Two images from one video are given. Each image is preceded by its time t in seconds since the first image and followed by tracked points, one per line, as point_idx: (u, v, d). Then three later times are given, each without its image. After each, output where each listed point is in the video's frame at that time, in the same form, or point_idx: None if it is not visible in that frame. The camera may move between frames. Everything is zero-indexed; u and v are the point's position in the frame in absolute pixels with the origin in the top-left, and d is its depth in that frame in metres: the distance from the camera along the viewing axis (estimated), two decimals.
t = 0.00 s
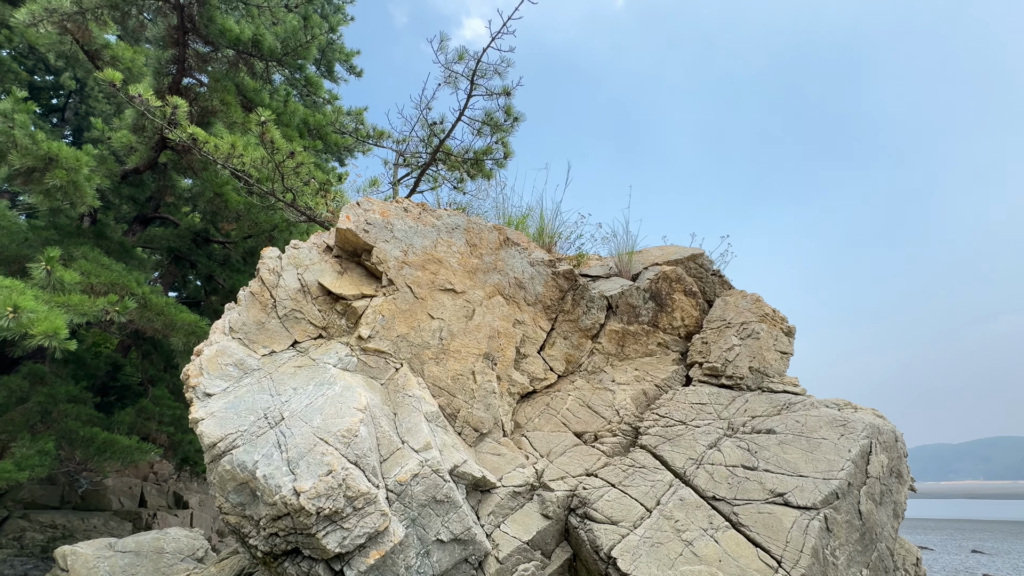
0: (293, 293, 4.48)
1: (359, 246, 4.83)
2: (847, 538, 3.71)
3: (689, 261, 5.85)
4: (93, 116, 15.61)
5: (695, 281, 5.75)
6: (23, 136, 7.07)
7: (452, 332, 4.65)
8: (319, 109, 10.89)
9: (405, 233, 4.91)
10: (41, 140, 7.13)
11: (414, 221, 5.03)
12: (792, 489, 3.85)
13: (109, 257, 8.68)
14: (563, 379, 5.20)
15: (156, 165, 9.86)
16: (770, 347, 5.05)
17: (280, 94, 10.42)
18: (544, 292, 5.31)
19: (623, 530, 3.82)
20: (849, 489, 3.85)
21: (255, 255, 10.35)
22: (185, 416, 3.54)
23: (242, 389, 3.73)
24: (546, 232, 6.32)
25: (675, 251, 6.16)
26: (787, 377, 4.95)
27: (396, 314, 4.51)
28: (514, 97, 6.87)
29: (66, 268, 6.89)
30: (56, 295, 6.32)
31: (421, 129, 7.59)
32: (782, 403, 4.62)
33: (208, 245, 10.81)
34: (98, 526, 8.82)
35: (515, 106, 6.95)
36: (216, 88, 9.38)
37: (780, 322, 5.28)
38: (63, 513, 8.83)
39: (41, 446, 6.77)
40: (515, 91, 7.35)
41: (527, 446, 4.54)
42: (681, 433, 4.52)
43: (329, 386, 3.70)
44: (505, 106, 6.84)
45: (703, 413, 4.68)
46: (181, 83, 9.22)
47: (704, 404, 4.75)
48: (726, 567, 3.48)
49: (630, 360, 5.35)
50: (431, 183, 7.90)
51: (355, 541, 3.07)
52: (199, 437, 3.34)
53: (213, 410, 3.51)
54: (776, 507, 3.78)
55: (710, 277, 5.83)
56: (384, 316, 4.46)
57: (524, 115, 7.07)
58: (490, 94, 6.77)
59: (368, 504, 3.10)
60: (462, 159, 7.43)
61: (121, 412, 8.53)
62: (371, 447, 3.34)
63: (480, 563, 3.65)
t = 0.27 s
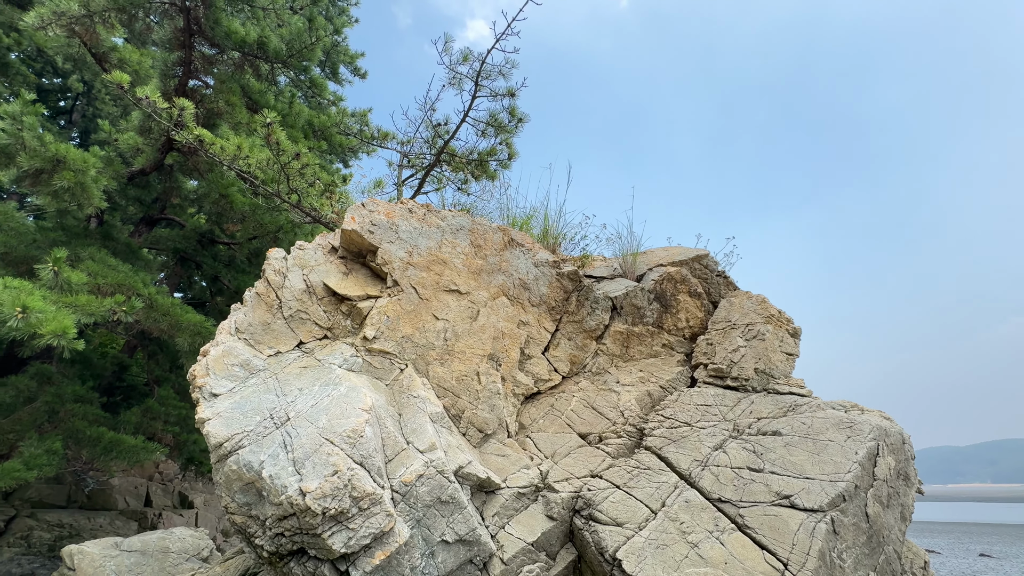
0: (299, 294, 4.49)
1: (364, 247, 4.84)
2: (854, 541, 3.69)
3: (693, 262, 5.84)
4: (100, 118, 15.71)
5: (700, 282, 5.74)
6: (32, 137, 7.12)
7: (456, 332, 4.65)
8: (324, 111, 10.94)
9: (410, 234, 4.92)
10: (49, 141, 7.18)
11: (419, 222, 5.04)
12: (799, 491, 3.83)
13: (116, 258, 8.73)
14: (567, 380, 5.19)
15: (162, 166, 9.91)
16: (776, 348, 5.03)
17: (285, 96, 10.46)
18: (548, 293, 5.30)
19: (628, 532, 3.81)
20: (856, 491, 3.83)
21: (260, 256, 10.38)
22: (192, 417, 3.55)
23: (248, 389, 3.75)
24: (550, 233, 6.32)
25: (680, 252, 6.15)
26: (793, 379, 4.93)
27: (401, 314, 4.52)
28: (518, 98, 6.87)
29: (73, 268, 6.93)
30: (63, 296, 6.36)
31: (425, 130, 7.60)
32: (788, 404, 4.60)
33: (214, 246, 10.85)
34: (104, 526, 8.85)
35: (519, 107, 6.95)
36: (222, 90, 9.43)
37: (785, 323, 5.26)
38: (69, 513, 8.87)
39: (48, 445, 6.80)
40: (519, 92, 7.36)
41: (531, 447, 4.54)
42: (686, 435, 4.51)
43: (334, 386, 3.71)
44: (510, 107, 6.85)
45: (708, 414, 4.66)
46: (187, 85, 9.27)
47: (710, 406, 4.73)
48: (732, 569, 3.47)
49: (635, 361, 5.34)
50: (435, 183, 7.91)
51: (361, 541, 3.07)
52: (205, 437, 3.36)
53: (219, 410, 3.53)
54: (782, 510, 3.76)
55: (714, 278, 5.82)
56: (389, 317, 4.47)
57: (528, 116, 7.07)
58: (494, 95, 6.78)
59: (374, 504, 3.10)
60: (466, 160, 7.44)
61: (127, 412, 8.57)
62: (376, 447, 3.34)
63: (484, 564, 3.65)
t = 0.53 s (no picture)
0: (303, 293, 4.51)
1: (368, 247, 4.86)
2: (859, 541, 3.68)
3: (697, 261, 5.83)
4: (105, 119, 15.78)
5: (703, 281, 5.73)
6: (38, 138, 7.16)
7: (460, 332, 4.66)
8: (327, 111, 10.97)
9: (413, 234, 4.93)
10: (55, 142, 7.22)
11: (422, 221, 5.05)
12: (803, 490, 3.83)
13: (122, 258, 8.77)
14: (571, 380, 5.20)
15: (167, 167, 9.95)
16: (780, 347, 5.02)
17: (288, 96, 10.49)
18: (552, 292, 5.31)
19: (632, 531, 3.81)
20: (861, 491, 3.82)
21: (264, 255, 10.42)
22: (197, 415, 3.57)
23: (254, 388, 3.77)
24: (553, 233, 6.32)
25: (683, 251, 6.15)
26: (797, 378, 4.92)
27: (404, 314, 4.53)
28: (521, 97, 6.88)
29: (79, 268, 6.97)
30: (69, 295, 6.40)
31: (428, 130, 7.62)
32: (792, 404, 4.59)
33: (218, 246, 10.87)
34: (110, 524, 8.90)
35: (522, 107, 6.96)
36: (226, 90, 9.46)
37: (789, 322, 5.25)
38: (76, 511, 8.91)
39: (55, 444, 6.85)
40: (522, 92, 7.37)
41: (535, 447, 4.54)
42: (690, 434, 4.51)
43: (339, 386, 3.73)
44: (513, 106, 6.85)
45: (712, 413, 4.66)
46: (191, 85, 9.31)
47: (714, 405, 4.73)
48: (736, 569, 3.47)
49: (639, 360, 5.34)
50: (438, 183, 7.93)
51: (366, 540, 3.09)
52: (211, 436, 3.38)
53: (225, 409, 3.55)
54: (786, 509, 3.76)
55: (718, 277, 5.81)
56: (393, 316, 4.48)
57: (531, 115, 7.08)
58: (497, 95, 6.79)
59: (378, 503, 3.12)
60: (469, 160, 7.45)
61: (133, 411, 8.62)
62: (381, 446, 3.36)
63: (488, 562, 3.66)
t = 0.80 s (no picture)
0: (306, 292, 4.52)
1: (371, 245, 4.87)
2: (862, 537, 3.69)
3: (700, 258, 5.83)
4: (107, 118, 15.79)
5: (706, 279, 5.73)
6: (40, 137, 7.18)
7: (463, 330, 4.67)
8: (329, 109, 10.96)
9: (416, 232, 4.94)
10: (58, 141, 7.23)
11: (425, 219, 5.05)
12: (806, 487, 3.84)
13: (125, 257, 8.80)
14: (574, 377, 5.21)
15: (169, 166, 9.96)
16: (783, 344, 5.02)
17: (290, 94, 10.49)
18: (554, 290, 5.31)
19: (635, 528, 3.82)
20: (864, 487, 3.83)
21: (267, 254, 10.44)
22: (203, 413, 3.59)
23: (258, 386, 3.79)
24: (555, 231, 6.33)
25: (686, 248, 6.14)
26: (800, 375, 4.92)
27: (408, 312, 4.54)
28: (523, 95, 6.87)
29: (83, 267, 6.99)
30: (73, 294, 6.42)
31: (430, 128, 7.62)
32: (796, 401, 4.59)
33: (221, 245, 10.87)
34: (116, 521, 8.95)
35: (524, 104, 6.95)
36: (228, 89, 9.47)
37: (792, 319, 5.25)
38: (82, 508, 8.96)
39: (61, 442, 6.89)
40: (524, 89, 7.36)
41: (538, 444, 4.55)
42: (693, 431, 4.51)
43: (343, 383, 3.75)
44: (515, 104, 6.85)
45: (715, 410, 4.66)
46: (193, 84, 9.32)
47: (717, 402, 4.74)
48: (739, 565, 3.48)
49: (641, 357, 5.34)
50: (440, 181, 7.93)
51: (371, 536, 3.11)
52: (217, 434, 3.40)
53: (230, 407, 3.56)
54: (790, 505, 3.77)
55: (721, 274, 5.81)
56: (396, 314, 4.49)
57: (533, 112, 7.07)
58: (499, 92, 6.78)
59: (383, 500, 3.14)
60: (472, 157, 7.45)
61: (138, 409, 8.66)
62: (385, 443, 3.38)
63: (493, 559, 3.68)
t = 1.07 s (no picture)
0: (308, 288, 4.53)
1: (371, 241, 4.87)
2: (862, 528, 3.72)
3: (700, 252, 5.84)
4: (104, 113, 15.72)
5: (707, 273, 5.74)
6: (38, 134, 7.16)
7: (464, 325, 4.68)
8: (327, 104, 10.92)
9: (417, 227, 4.94)
10: (56, 137, 7.21)
11: (426, 215, 5.05)
12: (807, 479, 3.86)
13: (125, 253, 8.80)
14: (575, 371, 5.22)
15: (168, 162, 9.93)
16: (783, 338, 5.04)
17: (288, 89, 10.45)
18: (555, 284, 5.32)
19: (637, 520, 3.85)
20: (864, 479, 3.86)
21: (267, 249, 10.43)
22: (206, 409, 3.61)
23: (261, 382, 3.81)
24: (556, 225, 6.33)
25: (686, 242, 6.15)
26: (800, 368, 4.95)
27: (409, 307, 4.55)
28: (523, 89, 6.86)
29: (83, 264, 7.00)
30: (74, 291, 6.43)
31: (430, 123, 7.60)
32: (796, 394, 4.61)
33: (220, 241, 10.88)
34: (119, 516, 8.99)
35: (524, 98, 6.94)
36: (226, 84, 9.43)
37: (793, 313, 5.27)
38: (86, 504, 8.99)
39: (64, 438, 6.91)
40: (523, 83, 7.34)
41: (540, 438, 4.58)
42: (693, 425, 4.54)
43: (345, 379, 3.77)
44: (515, 98, 6.83)
45: (716, 404, 4.69)
46: (191, 79, 9.28)
47: (717, 395, 4.76)
48: (740, 557, 3.51)
49: (642, 352, 5.36)
50: (440, 176, 7.92)
51: (375, 530, 3.14)
52: (221, 429, 3.42)
53: (233, 403, 3.58)
54: (790, 498, 3.80)
55: (722, 268, 5.82)
56: (397, 310, 4.50)
57: (533, 107, 7.06)
58: (499, 87, 6.77)
59: (387, 494, 3.17)
60: (472, 152, 7.45)
61: (140, 405, 8.68)
62: (388, 438, 3.40)
63: (495, 552, 3.71)
